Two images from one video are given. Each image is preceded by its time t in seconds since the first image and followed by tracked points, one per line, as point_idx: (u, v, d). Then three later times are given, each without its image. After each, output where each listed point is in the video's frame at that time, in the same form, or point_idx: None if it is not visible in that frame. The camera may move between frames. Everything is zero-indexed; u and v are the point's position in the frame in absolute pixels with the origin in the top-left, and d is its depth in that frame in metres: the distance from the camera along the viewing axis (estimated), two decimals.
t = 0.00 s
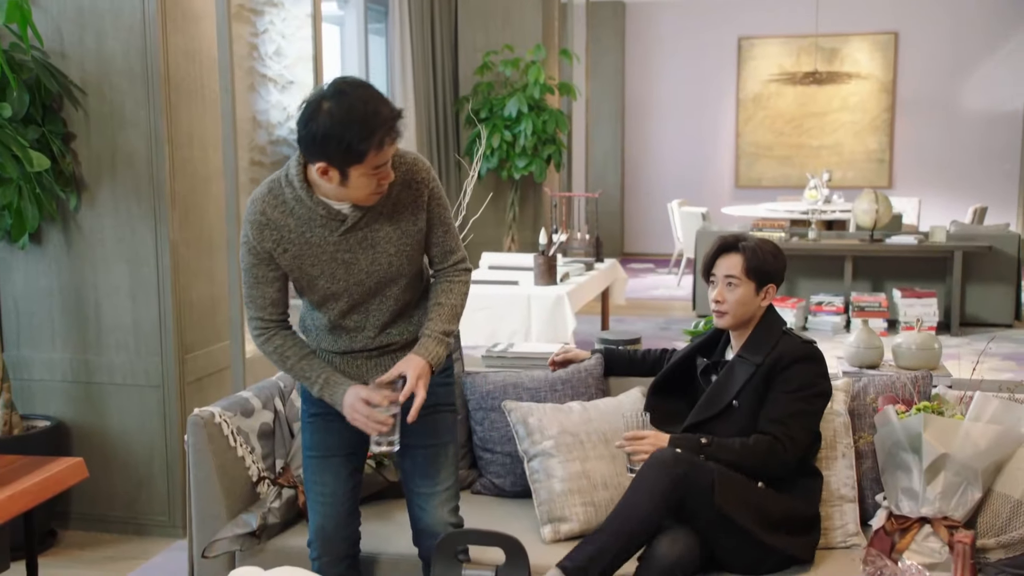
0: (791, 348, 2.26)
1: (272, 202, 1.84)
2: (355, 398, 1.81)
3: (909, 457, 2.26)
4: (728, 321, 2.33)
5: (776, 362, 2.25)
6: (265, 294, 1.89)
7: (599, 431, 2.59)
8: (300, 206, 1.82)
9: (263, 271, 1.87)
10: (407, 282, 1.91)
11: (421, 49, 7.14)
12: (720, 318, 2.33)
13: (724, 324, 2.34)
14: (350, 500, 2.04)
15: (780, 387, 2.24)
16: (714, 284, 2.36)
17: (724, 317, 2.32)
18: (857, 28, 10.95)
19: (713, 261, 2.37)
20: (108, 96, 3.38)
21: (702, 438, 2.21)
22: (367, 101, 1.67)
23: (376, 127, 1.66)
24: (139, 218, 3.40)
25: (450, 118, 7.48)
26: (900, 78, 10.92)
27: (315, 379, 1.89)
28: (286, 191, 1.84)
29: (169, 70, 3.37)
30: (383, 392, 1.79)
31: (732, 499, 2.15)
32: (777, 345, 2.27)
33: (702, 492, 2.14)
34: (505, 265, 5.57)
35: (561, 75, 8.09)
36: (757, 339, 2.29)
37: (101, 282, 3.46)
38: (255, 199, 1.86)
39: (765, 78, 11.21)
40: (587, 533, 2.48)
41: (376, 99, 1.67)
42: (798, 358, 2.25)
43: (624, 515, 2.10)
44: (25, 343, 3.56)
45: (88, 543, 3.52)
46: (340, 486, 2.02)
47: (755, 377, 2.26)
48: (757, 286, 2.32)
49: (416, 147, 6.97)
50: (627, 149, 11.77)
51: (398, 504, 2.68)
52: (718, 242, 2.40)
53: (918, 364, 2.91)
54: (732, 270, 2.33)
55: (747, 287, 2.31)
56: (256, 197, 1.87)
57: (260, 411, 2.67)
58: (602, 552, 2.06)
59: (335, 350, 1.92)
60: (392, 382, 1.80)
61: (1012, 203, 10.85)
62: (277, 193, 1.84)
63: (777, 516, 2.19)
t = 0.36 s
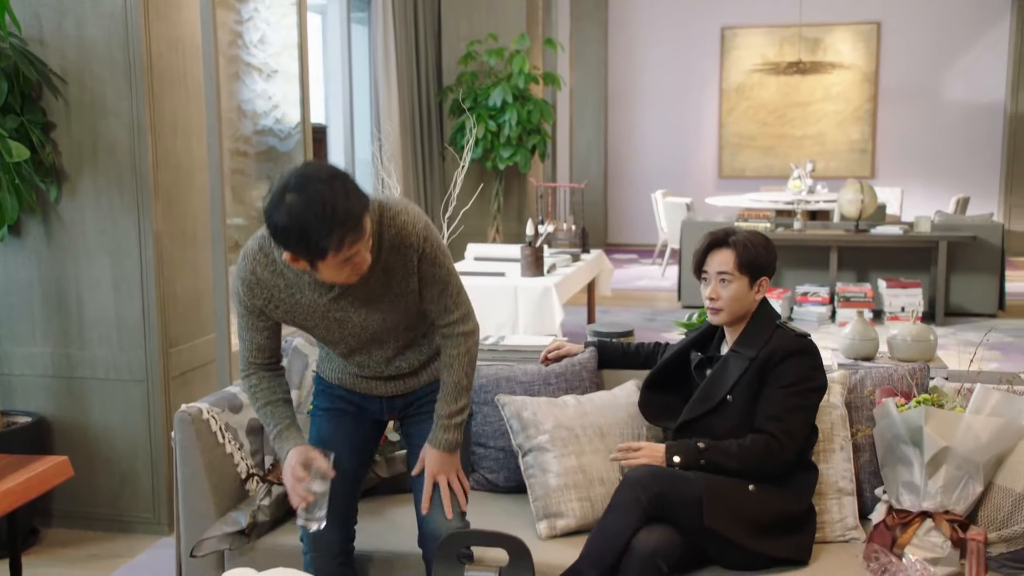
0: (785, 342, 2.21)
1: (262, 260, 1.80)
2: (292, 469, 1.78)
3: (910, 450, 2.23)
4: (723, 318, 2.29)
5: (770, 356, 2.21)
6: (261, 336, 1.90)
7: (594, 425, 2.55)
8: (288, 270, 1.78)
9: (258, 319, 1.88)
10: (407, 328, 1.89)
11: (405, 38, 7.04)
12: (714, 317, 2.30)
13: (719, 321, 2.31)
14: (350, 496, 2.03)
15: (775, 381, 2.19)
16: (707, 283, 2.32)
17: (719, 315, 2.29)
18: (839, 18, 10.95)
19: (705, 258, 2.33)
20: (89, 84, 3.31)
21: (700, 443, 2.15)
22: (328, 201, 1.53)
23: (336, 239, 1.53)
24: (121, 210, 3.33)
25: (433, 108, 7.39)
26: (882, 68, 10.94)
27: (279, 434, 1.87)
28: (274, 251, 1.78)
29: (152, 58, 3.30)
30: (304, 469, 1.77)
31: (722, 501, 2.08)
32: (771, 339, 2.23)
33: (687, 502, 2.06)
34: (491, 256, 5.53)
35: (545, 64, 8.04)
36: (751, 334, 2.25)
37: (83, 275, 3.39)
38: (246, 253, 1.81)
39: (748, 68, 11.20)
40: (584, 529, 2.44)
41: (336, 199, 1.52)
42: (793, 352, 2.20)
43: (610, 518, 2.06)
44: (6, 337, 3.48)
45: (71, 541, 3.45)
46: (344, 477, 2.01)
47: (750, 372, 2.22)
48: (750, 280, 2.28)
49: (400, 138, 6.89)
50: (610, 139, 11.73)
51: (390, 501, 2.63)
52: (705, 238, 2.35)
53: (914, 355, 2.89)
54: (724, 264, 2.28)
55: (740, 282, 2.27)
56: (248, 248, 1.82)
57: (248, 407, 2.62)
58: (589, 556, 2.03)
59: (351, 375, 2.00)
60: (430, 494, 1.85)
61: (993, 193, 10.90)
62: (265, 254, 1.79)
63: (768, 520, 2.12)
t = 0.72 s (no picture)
0: (797, 337, 2.18)
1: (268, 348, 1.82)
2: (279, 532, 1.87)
3: (909, 443, 2.20)
4: (749, 318, 2.23)
5: (782, 351, 2.18)
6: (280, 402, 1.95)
7: (588, 418, 2.51)
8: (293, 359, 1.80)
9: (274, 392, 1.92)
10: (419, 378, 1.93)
11: (385, 23, 6.94)
12: (741, 318, 2.22)
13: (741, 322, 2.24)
14: (345, 499, 2.07)
15: (784, 378, 2.17)
16: (736, 281, 2.22)
17: (749, 316, 2.22)
18: (819, 6, 10.94)
19: (732, 254, 2.22)
20: (65, 70, 3.22)
21: (706, 440, 2.13)
22: (327, 325, 1.54)
23: (345, 360, 1.56)
24: (100, 199, 3.25)
25: (414, 97, 7.32)
26: (861, 56, 10.96)
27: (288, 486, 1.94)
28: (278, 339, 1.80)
29: (130, 44, 3.22)
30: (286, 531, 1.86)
31: (727, 498, 2.08)
32: (783, 335, 2.19)
33: (690, 496, 2.06)
34: (475, 245, 5.47)
35: (526, 52, 7.98)
36: (763, 328, 2.21)
37: (61, 266, 3.31)
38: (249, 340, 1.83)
39: (728, 56, 11.18)
40: (579, 523, 2.40)
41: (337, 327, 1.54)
42: (804, 348, 2.18)
43: (611, 515, 2.05)
44: None
45: (50, 538, 3.38)
46: (338, 478, 2.05)
47: (760, 367, 2.19)
48: (775, 277, 2.24)
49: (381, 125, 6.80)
50: (590, 127, 11.68)
51: (381, 496, 2.58)
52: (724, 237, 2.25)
53: (908, 346, 2.87)
54: (757, 264, 2.21)
55: (769, 281, 2.22)
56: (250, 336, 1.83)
57: (233, 401, 2.55)
58: (589, 554, 2.02)
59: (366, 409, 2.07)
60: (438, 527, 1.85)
61: (971, 181, 10.95)
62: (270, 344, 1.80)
63: (769, 515, 2.11)
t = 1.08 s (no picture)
0: (808, 335, 2.16)
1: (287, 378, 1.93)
2: (307, 530, 1.93)
3: (908, 436, 2.18)
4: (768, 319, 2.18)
5: (794, 349, 2.15)
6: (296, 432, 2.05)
7: (579, 411, 2.47)
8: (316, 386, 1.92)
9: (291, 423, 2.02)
10: (433, 398, 2.07)
11: (363, 10, 6.84)
12: (762, 317, 2.17)
13: (758, 321, 2.19)
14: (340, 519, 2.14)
15: (797, 375, 2.15)
16: (769, 283, 2.15)
17: (773, 317, 2.17)
18: None
19: (771, 259, 2.13)
20: (40, 57, 3.14)
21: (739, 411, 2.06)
22: (364, 339, 1.67)
23: (383, 371, 1.68)
24: (77, 191, 3.17)
25: (393, 86, 7.23)
26: (839, 46, 10.97)
27: (305, 497, 2.02)
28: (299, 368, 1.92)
29: (107, 31, 3.14)
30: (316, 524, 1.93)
31: (726, 495, 2.06)
32: (794, 335, 2.17)
33: (691, 490, 2.05)
34: (457, 236, 5.42)
35: (506, 40, 7.91)
36: (776, 326, 2.18)
37: (37, 259, 3.23)
38: (269, 374, 1.94)
39: (707, 46, 11.16)
40: (573, 519, 2.36)
41: (372, 340, 1.66)
42: (816, 349, 2.15)
43: (611, 511, 2.03)
44: None
45: (28, 537, 3.30)
46: (343, 485, 2.17)
47: (771, 364, 2.16)
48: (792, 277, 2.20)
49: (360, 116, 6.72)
50: (569, 116, 11.62)
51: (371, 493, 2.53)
52: (749, 234, 2.16)
53: (901, 337, 2.85)
54: (786, 264, 2.16)
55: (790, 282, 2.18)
56: (269, 368, 1.94)
57: (219, 396, 2.49)
58: (587, 550, 2.00)
59: (376, 439, 2.19)
60: (449, 528, 1.93)
61: (948, 170, 10.99)
62: (290, 373, 1.91)
63: (767, 514, 2.09)
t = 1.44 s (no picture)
0: (810, 322, 2.14)
1: (323, 345, 2.09)
2: (320, 493, 1.94)
3: (910, 430, 2.15)
4: (754, 313, 2.16)
5: (801, 339, 2.12)
6: (316, 421, 2.12)
7: (575, 408, 2.43)
8: (349, 349, 2.08)
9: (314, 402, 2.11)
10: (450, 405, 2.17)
11: None
12: (748, 311, 2.15)
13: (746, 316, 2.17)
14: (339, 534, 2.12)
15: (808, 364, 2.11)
16: (749, 278, 2.12)
17: (759, 309, 2.15)
18: None
19: (749, 254, 2.09)
20: (18, 45, 3.06)
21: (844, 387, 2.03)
22: (395, 258, 1.92)
23: (418, 277, 1.92)
24: (58, 182, 3.10)
25: (375, 77, 7.14)
26: (821, 36, 10.98)
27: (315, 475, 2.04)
28: (336, 333, 2.10)
29: (89, 18, 3.07)
30: (330, 489, 1.92)
31: (729, 492, 2.04)
32: (796, 323, 2.14)
33: (692, 488, 2.02)
34: (443, 228, 5.37)
35: (489, 30, 7.85)
36: (779, 317, 2.14)
37: (16, 252, 3.15)
38: (307, 340, 2.10)
39: (689, 36, 11.14)
40: (569, 519, 2.32)
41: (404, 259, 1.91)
42: (820, 334, 2.13)
43: (613, 509, 2.00)
44: None
45: (10, 538, 3.23)
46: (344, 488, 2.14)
47: (778, 352, 2.11)
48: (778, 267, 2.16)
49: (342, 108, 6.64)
50: (551, 107, 11.57)
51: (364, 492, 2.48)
52: (726, 230, 2.12)
53: (897, 329, 2.83)
54: (767, 258, 2.11)
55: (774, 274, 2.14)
56: (307, 339, 2.11)
57: (207, 393, 2.43)
58: (587, 549, 1.96)
59: (387, 461, 2.21)
60: (454, 514, 2.00)
61: (929, 160, 11.03)
62: (328, 336, 2.10)
63: (769, 511, 2.06)
